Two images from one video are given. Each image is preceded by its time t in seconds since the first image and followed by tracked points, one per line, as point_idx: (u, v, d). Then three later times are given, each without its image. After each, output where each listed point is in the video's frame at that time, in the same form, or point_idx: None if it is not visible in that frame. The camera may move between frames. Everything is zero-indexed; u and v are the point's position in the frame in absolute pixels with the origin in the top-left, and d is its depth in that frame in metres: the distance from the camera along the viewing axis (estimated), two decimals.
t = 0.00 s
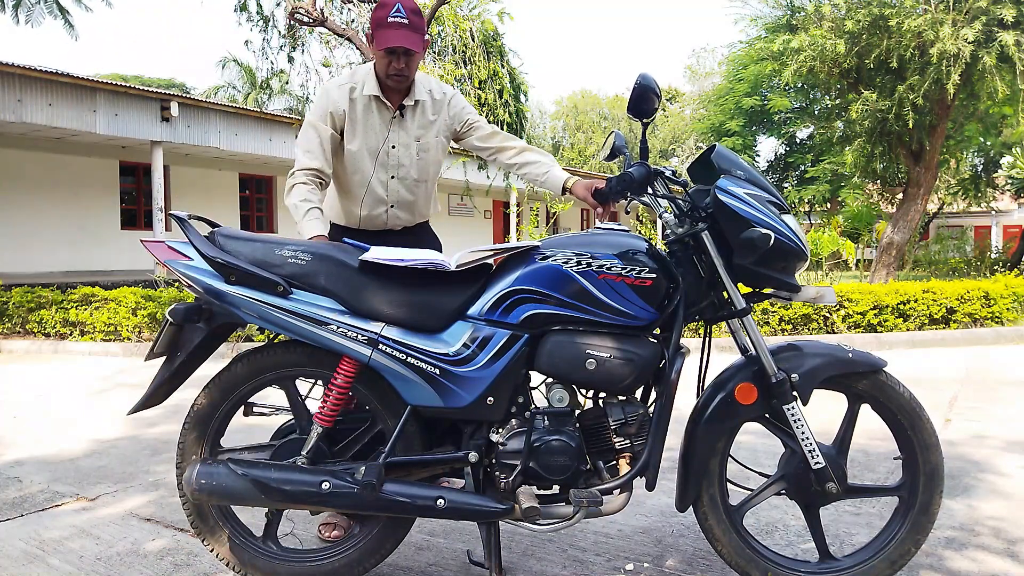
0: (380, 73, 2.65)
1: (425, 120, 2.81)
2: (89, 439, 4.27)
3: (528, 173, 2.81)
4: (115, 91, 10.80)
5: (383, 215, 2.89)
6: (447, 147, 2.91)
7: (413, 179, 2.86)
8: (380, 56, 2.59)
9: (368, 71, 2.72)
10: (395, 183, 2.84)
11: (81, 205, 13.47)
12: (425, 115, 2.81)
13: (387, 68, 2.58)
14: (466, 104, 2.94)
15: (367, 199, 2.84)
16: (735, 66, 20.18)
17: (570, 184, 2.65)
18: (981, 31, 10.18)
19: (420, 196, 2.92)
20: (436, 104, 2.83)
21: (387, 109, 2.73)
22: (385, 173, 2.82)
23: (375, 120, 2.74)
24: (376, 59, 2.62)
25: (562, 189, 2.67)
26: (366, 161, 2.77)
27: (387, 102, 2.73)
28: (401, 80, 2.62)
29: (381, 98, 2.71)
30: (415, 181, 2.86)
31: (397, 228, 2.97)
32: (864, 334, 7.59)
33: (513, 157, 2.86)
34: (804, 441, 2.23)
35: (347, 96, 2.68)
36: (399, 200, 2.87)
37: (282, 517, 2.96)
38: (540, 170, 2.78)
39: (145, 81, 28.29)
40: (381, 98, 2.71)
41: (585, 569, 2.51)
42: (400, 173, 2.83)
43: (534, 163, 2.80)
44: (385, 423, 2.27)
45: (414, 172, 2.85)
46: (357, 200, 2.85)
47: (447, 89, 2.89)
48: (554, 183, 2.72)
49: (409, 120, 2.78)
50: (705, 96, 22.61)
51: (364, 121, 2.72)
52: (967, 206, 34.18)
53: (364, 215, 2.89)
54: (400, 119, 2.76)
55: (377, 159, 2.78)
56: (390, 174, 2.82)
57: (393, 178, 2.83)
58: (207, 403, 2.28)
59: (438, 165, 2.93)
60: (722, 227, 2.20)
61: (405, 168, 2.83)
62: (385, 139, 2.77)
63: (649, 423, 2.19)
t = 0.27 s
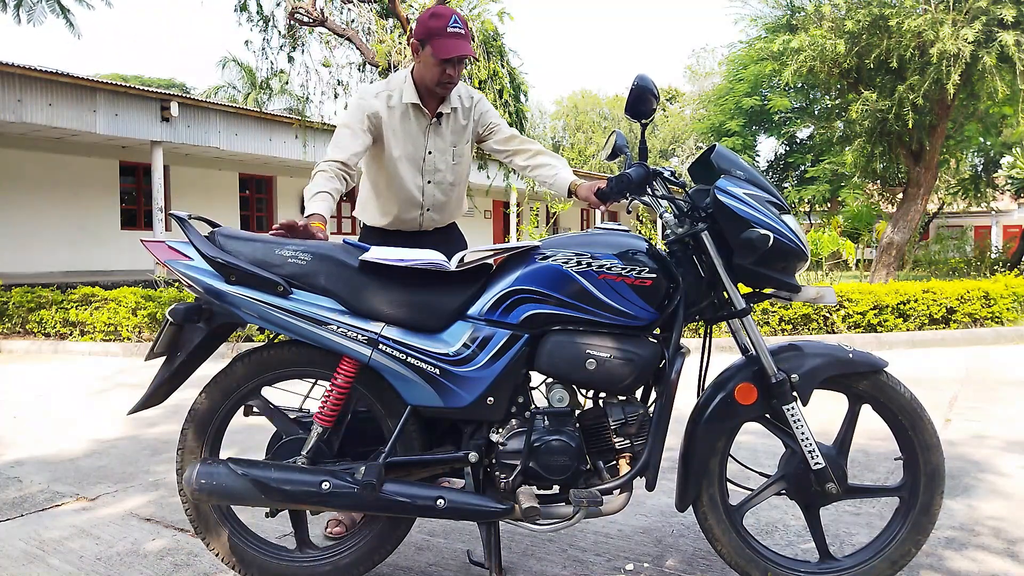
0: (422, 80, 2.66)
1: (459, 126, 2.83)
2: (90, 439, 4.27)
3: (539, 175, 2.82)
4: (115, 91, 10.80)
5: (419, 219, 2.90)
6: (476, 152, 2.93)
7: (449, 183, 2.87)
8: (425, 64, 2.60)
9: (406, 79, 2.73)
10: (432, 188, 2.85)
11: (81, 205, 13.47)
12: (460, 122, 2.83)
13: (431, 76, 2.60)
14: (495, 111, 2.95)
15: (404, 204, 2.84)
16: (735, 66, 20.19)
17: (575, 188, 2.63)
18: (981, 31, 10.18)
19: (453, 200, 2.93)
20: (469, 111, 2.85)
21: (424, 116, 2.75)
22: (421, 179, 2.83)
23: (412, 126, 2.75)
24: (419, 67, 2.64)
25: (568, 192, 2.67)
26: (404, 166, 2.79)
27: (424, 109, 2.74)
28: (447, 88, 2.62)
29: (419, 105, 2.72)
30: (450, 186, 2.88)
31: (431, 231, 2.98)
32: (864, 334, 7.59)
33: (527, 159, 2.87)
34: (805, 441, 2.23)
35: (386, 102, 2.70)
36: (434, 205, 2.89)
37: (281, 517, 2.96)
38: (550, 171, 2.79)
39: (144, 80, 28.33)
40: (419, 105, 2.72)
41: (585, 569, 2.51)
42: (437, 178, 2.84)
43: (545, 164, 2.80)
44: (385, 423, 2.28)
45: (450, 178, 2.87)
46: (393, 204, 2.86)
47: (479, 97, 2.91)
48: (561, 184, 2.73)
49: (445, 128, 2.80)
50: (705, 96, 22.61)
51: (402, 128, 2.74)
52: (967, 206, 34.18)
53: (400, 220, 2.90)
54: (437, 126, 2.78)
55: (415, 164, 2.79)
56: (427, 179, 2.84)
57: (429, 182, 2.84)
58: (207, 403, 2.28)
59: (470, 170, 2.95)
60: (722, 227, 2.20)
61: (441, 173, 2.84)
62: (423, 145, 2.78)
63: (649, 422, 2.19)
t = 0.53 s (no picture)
0: (432, 87, 2.64)
1: (468, 130, 2.84)
2: (90, 439, 4.27)
3: (540, 176, 2.85)
4: (115, 91, 10.80)
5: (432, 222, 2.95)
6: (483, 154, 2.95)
7: (460, 188, 2.92)
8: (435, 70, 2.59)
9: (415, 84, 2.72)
10: (444, 193, 2.89)
11: (81, 205, 13.47)
12: (469, 126, 2.84)
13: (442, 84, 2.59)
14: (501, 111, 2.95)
15: (416, 207, 2.89)
16: (735, 66, 20.19)
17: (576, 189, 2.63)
18: (981, 31, 10.18)
19: (464, 202, 2.97)
20: (477, 114, 2.85)
21: (434, 122, 2.75)
22: (433, 183, 2.85)
23: (423, 132, 2.76)
24: (428, 73, 2.62)
25: (568, 194, 2.69)
26: (417, 173, 2.82)
27: (434, 116, 2.74)
28: (454, 92, 2.62)
29: (429, 112, 2.72)
30: (460, 190, 2.92)
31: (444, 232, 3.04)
32: (864, 334, 7.59)
33: (528, 161, 2.89)
34: (804, 441, 2.23)
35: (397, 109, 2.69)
36: (446, 208, 2.93)
37: (282, 517, 2.96)
38: (550, 173, 2.81)
39: (144, 80, 28.36)
40: (429, 112, 2.72)
41: (585, 569, 2.51)
42: (449, 183, 2.88)
43: (546, 166, 2.82)
44: (385, 423, 2.27)
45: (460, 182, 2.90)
46: (405, 208, 2.90)
47: (486, 97, 2.90)
48: (561, 186, 2.75)
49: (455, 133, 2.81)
50: (705, 96, 22.61)
51: (413, 135, 2.74)
52: (967, 206, 34.18)
53: (412, 222, 2.94)
54: (447, 132, 2.78)
55: (426, 169, 2.81)
56: (440, 185, 2.87)
57: (442, 188, 2.88)
58: (208, 403, 2.28)
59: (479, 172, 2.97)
60: (722, 227, 2.20)
61: (451, 178, 2.87)
62: (434, 151, 2.79)
63: (649, 423, 2.19)
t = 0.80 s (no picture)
0: (429, 89, 2.64)
1: (467, 130, 2.84)
2: (89, 439, 4.27)
3: (537, 165, 2.82)
4: (115, 91, 10.81)
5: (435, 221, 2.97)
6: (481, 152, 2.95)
7: (461, 187, 2.93)
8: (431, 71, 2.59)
9: (410, 87, 2.72)
10: (445, 194, 2.90)
11: (81, 205, 13.47)
12: (467, 126, 2.84)
13: (440, 85, 2.59)
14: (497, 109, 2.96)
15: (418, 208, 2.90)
16: (735, 66, 20.19)
17: (576, 179, 2.59)
18: (981, 31, 10.18)
19: (465, 200, 2.99)
20: (474, 113, 2.86)
21: (433, 123, 2.75)
22: (435, 184, 2.87)
23: (422, 135, 2.76)
24: (424, 75, 2.62)
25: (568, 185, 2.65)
26: (418, 175, 2.82)
27: (433, 117, 2.74)
28: (450, 93, 2.62)
29: (427, 114, 2.73)
30: (461, 190, 2.93)
31: (446, 231, 3.06)
32: (864, 334, 7.59)
33: (523, 152, 2.87)
34: (804, 441, 2.23)
35: (396, 112, 2.68)
36: (448, 208, 2.95)
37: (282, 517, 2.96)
38: (548, 162, 2.79)
39: (144, 80, 28.37)
40: (427, 115, 2.72)
41: (585, 569, 2.51)
42: (450, 183, 2.89)
43: (541, 154, 2.81)
44: (385, 423, 2.27)
45: (461, 182, 2.91)
46: (407, 209, 2.91)
47: (481, 95, 2.91)
48: (560, 173, 2.74)
49: (454, 133, 2.81)
50: (705, 96, 22.61)
51: (413, 137, 2.74)
52: (967, 206, 34.18)
53: (414, 223, 2.96)
54: (446, 133, 2.79)
55: (427, 170, 2.82)
56: (441, 185, 2.88)
57: (443, 189, 2.89)
58: (208, 403, 2.28)
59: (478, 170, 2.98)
60: (723, 226, 2.20)
61: (452, 178, 2.88)
62: (434, 152, 2.80)
63: (649, 423, 2.19)
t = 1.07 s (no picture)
0: (429, 88, 2.63)
1: (467, 129, 2.84)
2: (89, 439, 4.26)
3: (535, 170, 2.80)
4: (115, 91, 10.81)
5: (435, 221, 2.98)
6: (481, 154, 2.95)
7: (461, 188, 2.93)
8: (432, 68, 2.59)
9: (411, 87, 2.71)
10: (445, 194, 2.91)
11: (81, 205, 13.47)
12: (467, 127, 2.84)
13: (440, 83, 2.59)
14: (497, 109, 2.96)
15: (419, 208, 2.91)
16: (735, 66, 20.18)
17: (576, 183, 2.57)
18: (981, 31, 10.18)
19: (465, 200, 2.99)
20: (474, 113, 2.86)
21: (434, 123, 2.75)
22: (435, 184, 2.87)
23: (423, 134, 2.76)
24: (425, 74, 2.62)
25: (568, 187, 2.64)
26: (418, 175, 2.82)
27: (433, 117, 2.74)
28: (451, 92, 2.61)
29: (428, 114, 2.72)
30: (461, 190, 2.93)
31: (445, 231, 3.06)
32: (864, 334, 7.59)
33: (522, 155, 2.85)
34: (804, 441, 2.23)
35: (397, 111, 2.68)
36: (448, 208, 2.95)
37: (281, 517, 2.96)
38: (547, 166, 2.77)
39: (144, 80, 28.39)
40: (428, 114, 2.72)
41: (585, 569, 2.51)
42: (450, 184, 2.89)
43: (540, 159, 2.79)
44: (385, 423, 2.27)
45: (461, 182, 2.91)
46: (407, 208, 2.91)
47: (482, 95, 2.90)
48: (560, 178, 2.70)
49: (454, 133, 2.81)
50: (705, 96, 22.61)
51: (414, 136, 2.75)
52: (967, 206, 34.19)
53: (414, 223, 2.97)
54: (447, 133, 2.79)
55: (427, 170, 2.82)
56: (441, 185, 2.88)
57: (443, 189, 2.89)
58: (208, 403, 2.28)
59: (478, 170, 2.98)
60: (723, 226, 2.20)
61: (453, 178, 2.88)
62: (434, 152, 2.80)
63: (649, 423, 2.19)
